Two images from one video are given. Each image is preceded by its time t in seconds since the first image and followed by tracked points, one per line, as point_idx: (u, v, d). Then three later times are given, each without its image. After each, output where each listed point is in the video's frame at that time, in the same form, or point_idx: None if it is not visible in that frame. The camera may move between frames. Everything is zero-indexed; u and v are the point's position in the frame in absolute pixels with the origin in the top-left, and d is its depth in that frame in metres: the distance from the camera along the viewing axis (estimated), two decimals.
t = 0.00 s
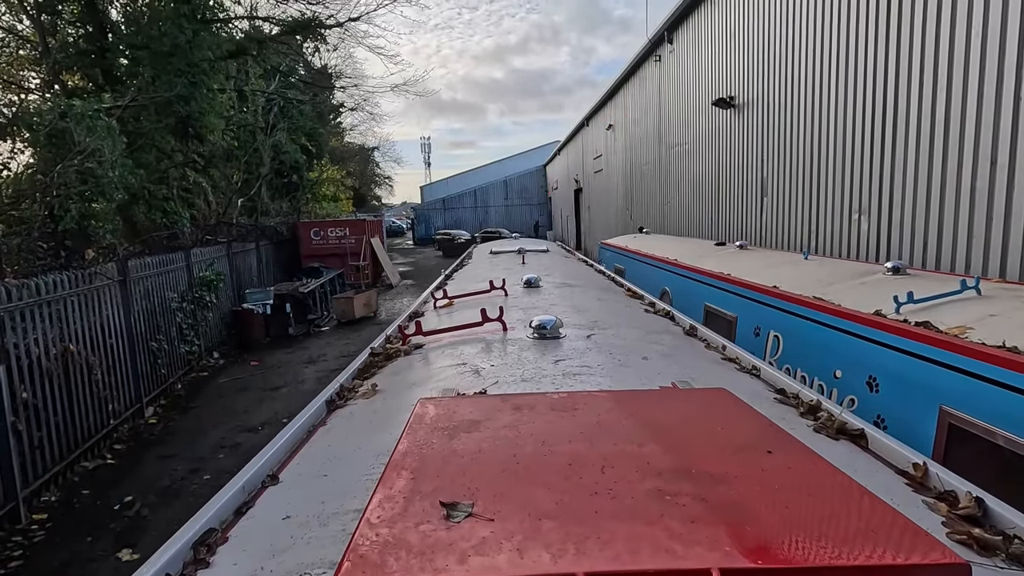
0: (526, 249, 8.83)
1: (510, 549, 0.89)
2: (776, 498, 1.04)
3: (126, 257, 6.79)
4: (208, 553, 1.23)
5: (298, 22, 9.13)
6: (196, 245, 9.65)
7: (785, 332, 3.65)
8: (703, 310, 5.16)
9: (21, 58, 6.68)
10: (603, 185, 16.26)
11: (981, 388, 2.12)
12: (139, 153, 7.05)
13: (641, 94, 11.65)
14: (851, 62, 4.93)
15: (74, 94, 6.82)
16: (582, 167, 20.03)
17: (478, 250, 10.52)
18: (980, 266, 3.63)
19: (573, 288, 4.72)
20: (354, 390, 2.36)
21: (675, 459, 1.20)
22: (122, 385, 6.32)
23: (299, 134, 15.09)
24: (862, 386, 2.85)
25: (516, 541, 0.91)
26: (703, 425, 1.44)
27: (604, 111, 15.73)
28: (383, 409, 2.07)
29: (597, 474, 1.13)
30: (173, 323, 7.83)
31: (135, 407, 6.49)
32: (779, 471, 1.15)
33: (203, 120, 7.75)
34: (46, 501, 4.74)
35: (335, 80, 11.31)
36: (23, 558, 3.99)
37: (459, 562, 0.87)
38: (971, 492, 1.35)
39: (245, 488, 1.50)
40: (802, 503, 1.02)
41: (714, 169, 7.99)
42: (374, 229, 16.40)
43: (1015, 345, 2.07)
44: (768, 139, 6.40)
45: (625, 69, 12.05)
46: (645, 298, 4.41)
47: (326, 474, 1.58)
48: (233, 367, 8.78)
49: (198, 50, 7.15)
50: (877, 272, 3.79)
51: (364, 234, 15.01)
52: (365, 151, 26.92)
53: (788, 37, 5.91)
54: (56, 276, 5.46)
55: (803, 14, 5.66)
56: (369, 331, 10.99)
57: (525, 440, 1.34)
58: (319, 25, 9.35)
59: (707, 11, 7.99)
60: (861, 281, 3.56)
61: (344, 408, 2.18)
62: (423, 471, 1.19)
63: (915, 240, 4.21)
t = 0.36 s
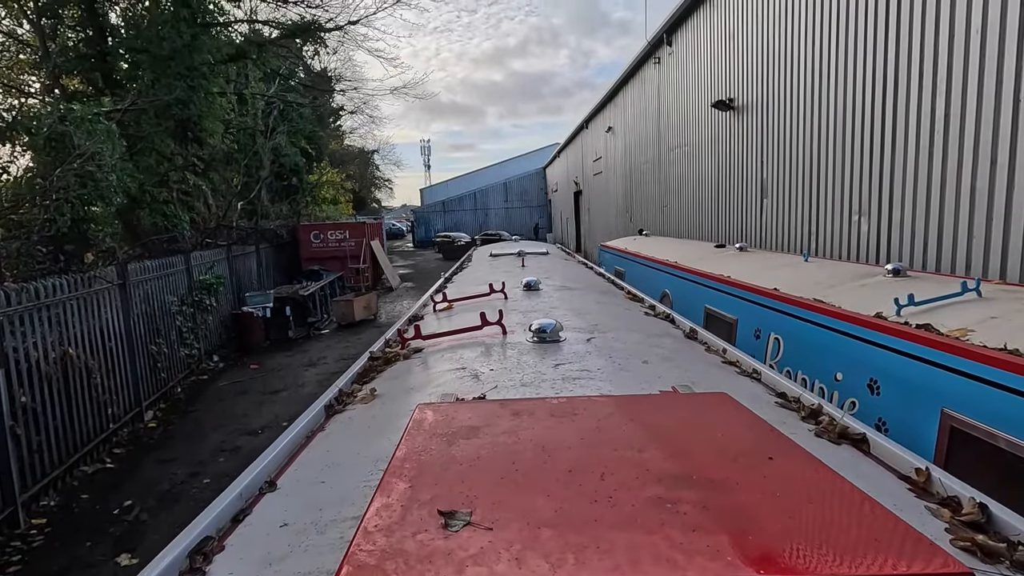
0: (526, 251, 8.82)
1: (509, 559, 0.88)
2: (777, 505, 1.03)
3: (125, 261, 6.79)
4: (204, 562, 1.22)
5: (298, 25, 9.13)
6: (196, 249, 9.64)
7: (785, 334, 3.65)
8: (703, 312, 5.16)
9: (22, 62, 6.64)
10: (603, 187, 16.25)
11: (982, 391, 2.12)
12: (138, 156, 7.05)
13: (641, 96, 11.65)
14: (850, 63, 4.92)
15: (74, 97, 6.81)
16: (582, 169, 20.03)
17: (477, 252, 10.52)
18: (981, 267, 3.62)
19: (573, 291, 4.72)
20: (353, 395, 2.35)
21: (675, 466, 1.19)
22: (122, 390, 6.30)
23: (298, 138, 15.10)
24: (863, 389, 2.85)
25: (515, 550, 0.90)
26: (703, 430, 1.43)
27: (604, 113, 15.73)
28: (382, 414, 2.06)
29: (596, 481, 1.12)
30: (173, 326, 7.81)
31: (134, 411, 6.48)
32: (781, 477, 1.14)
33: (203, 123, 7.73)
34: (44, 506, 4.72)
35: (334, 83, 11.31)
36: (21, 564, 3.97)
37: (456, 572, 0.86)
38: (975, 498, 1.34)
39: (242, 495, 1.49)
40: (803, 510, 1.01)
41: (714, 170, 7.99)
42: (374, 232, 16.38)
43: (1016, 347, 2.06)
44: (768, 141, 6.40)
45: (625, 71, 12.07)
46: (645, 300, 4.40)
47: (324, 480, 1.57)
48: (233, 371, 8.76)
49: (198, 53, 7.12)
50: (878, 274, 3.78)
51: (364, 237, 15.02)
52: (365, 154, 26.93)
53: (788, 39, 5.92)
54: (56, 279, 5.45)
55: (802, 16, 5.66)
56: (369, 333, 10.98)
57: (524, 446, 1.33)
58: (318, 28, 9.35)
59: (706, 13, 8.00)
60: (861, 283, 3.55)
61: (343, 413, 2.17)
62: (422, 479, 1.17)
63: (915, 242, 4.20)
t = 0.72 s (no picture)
0: (526, 253, 8.81)
1: (504, 562, 0.88)
2: (773, 507, 1.03)
3: (126, 264, 6.80)
4: (203, 565, 1.22)
5: (298, 29, 9.16)
6: (197, 252, 9.66)
7: (786, 336, 3.64)
8: (704, 314, 5.16)
9: (23, 67, 6.67)
10: (603, 189, 16.25)
11: (983, 393, 2.11)
12: (140, 159, 7.06)
13: (641, 98, 11.66)
14: (850, 64, 4.93)
15: (75, 101, 6.82)
16: (582, 171, 20.05)
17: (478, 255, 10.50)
18: (981, 270, 3.62)
19: (573, 293, 4.72)
20: (353, 398, 2.35)
21: (671, 468, 1.20)
22: (123, 393, 6.31)
23: (300, 141, 15.13)
24: (863, 391, 2.84)
25: (511, 553, 0.91)
26: (701, 433, 1.43)
27: (604, 116, 15.75)
28: (381, 418, 2.07)
29: (593, 485, 1.12)
30: (174, 330, 7.82)
31: (135, 414, 6.48)
32: (777, 480, 1.15)
33: (203, 127, 7.74)
34: (46, 510, 4.73)
35: (335, 87, 11.34)
36: (22, 568, 3.97)
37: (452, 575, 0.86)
38: (972, 499, 1.34)
39: (241, 498, 1.49)
40: (799, 512, 1.02)
41: (714, 172, 7.99)
42: (374, 235, 16.41)
43: (1016, 349, 2.07)
44: (768, 143, 6.40)
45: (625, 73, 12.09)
46: (645, 303, 4.41)
47: (323, 483, 1.57)
48: (233, 374, 8.76)
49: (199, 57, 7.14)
50: (877, 275, 3.78)
51: (365, 239, 15.06)
52: (365, 156, 26.97)
53: (787, 42, 5.93)
54: (56, 283, 5.45)
55: (801, 18, 5.68)
56: (370, 336, 10.98)
57: (521, 449, 1.33)
58: (319, 32, 9.37)
59: (705, 15, 8.02)
60: (861, 285, 3.56)
61: (342, 417, 2.17)
62: (419, 482, 1.18)
63: (916, 243, 4.20)
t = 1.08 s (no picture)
0: (526, 256, 8.83)
1: (497, 561, 0.89)
2: (762, 506, 1.04)
3: (127, 267, 6.83)
4: (200, 566, 1.23)
5: (300, 33, 9.19)
6: (199, 255, 9.69)
7: (786, 337, 3.65)
8: (704, 316, 5.17)
9: (26, 71, 6.79)
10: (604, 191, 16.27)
11: (983, 394, 2.11)
12: (142, 163, 7.06)
13: (641, 101, 11.68)
14: (849, 66, 4.95)
15: (78, 106, 6.84)
16: (583, 174, 20.08)
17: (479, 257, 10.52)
18: (982, 271, 3.61)
19: (573, 296, 4.73)
20: (352, 401, 2.37)
21: (664, 469, 1.21)
22: (125, 396, 6.32)
23: (302, 144, 15.19)
24: (864, 392, 2.84)
25: (503, 552, 0.92)
26: (695, 433, 1.44)
27: (605, 118, 15.77)
28: (379, 420, 2.08)
29: (587, 486, 1.13)
30: (176, 333, 7.84)
31: (137, 417, 6.50)
32: (770, 480, 1.15)
33: (206, 130, 7.77)
34: (48, 513, 4.74)
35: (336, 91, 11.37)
36: (24, 571, 3.98)
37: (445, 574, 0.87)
38: (966, 500, 1.35)
39: (239, 500, 1.50)
40: (788, 512, 1.02)
41: (715, 174, 8.00)
42: (376, 238, 16.45)
43: (1015, 350, 2.07)
44: (769, 145, 6.41)
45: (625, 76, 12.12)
46: (644, 305, 4.42)
47: (321, 485, 1.58)
48: (235, 377, 8.78)
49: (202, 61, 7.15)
50: (877, 277, 3.78)
51: (366, 242, 15.15)
52: (366, 159, 27.04)
53: (787, 44, 5.95)
54: (59, 287, 5.48)
55: (800, 21, 5.70)
56: (371, 339, 11.00)
57: (516, 451, 1.34)
58: (320, 36, 9.40)
59: (705, 17, 8.04)
60: (861, 286, 3.56)
61: (341, 419, 2.18)
62: (414, 483, 1.19)
63: (916, 245, 4.20)
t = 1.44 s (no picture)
0: (526, 258, 8.85)
1: (485, 560, 0.91)
2: (750, 507, 1.05)
3: (128, 271, 6.86)
4: (196, 566, 1.25)
5: (300, 37, 9.23)
6: (200, 258, 9.72)
7: (783, 339, 3.66)
8: (703, 318, 5.18)
9: (27, 76, 6.75)
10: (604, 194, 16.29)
11: (979, 396, 2.11)
12: (143, 166, 7.12)
13: (641, 103, 11.71)
14: (847, 70, 4.96)
15: (79, 110, 6.82)
16: (583, 176, 20.11)
17: (478, 260, 10.54)
18: (980, 273, 3.63)
19: (570, 298, 4.75)
20: (348, 403, 2.38)
21: (653, 469, 1.22)
22: (125, 399, 6.34)
23: (302, 147, 15.24)
24: (860, 394, 2.85)
25: (492, 552, 0.93)
26: (687, 435, 1.45)
27: (605, 121, 15.80)
28: (376, 421, 2.09)
29: (577, 486, 1.15)
30: (176, 336, 7.86)
31: (137, 421, 6.51)
32: (759, 480, 1.17)
33: (207, 134, 7.80)
34: (48, 517, 4.75)
35: (337, 94, 11.41)
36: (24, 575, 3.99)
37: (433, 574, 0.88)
38: (954, 499, 1.36)
39: (235, 501, 1.52)
40: (774, 512, 1.04)
41: (714, 176, 8.02)
42: (376, 241, 16.49)
43: (1010, 352, 2.08)
44: (768, 147, 6.42)
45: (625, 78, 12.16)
46: (642, 307, 4.43)
47: (316, 487, 1.60)
48: (235, 380, 8.79)
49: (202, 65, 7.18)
50: (875, 278, 3.79)
51: (367, 245, 15.15)
52: (366, 162, 27.08)
53: (785, 48, 5.97)
54: (60, 290, 5.50)
55: (798, 25, 5.72)
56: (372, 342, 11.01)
57: (508, 452, 1.36)
58: (320, 40, 9.43)
59: (704, 20, 8.08)
60: (858, 288, 3.58)
61: (338, 421, 2.20)
62: (407, 484, 1.20)
63: (914, 247, 4.21)
